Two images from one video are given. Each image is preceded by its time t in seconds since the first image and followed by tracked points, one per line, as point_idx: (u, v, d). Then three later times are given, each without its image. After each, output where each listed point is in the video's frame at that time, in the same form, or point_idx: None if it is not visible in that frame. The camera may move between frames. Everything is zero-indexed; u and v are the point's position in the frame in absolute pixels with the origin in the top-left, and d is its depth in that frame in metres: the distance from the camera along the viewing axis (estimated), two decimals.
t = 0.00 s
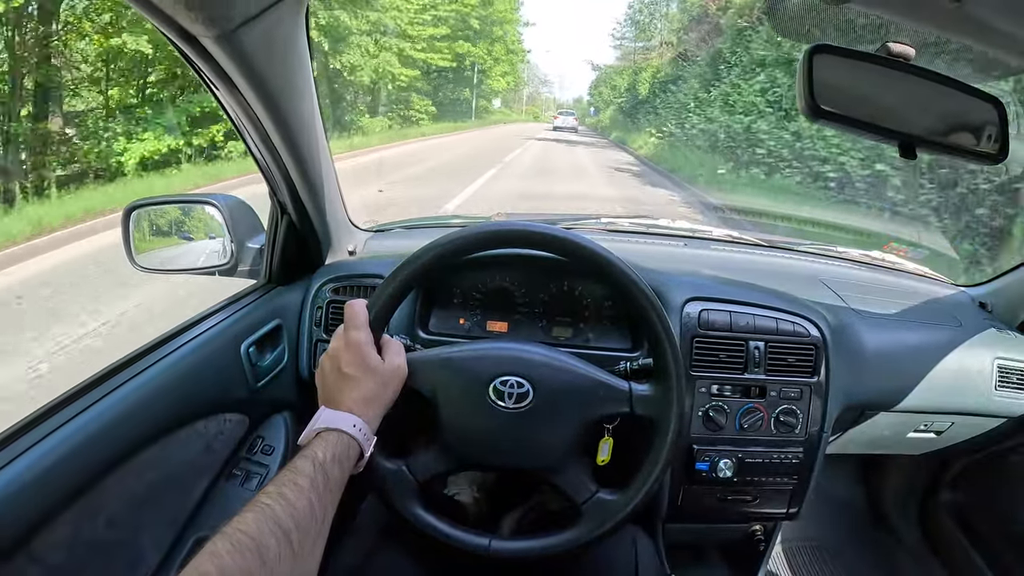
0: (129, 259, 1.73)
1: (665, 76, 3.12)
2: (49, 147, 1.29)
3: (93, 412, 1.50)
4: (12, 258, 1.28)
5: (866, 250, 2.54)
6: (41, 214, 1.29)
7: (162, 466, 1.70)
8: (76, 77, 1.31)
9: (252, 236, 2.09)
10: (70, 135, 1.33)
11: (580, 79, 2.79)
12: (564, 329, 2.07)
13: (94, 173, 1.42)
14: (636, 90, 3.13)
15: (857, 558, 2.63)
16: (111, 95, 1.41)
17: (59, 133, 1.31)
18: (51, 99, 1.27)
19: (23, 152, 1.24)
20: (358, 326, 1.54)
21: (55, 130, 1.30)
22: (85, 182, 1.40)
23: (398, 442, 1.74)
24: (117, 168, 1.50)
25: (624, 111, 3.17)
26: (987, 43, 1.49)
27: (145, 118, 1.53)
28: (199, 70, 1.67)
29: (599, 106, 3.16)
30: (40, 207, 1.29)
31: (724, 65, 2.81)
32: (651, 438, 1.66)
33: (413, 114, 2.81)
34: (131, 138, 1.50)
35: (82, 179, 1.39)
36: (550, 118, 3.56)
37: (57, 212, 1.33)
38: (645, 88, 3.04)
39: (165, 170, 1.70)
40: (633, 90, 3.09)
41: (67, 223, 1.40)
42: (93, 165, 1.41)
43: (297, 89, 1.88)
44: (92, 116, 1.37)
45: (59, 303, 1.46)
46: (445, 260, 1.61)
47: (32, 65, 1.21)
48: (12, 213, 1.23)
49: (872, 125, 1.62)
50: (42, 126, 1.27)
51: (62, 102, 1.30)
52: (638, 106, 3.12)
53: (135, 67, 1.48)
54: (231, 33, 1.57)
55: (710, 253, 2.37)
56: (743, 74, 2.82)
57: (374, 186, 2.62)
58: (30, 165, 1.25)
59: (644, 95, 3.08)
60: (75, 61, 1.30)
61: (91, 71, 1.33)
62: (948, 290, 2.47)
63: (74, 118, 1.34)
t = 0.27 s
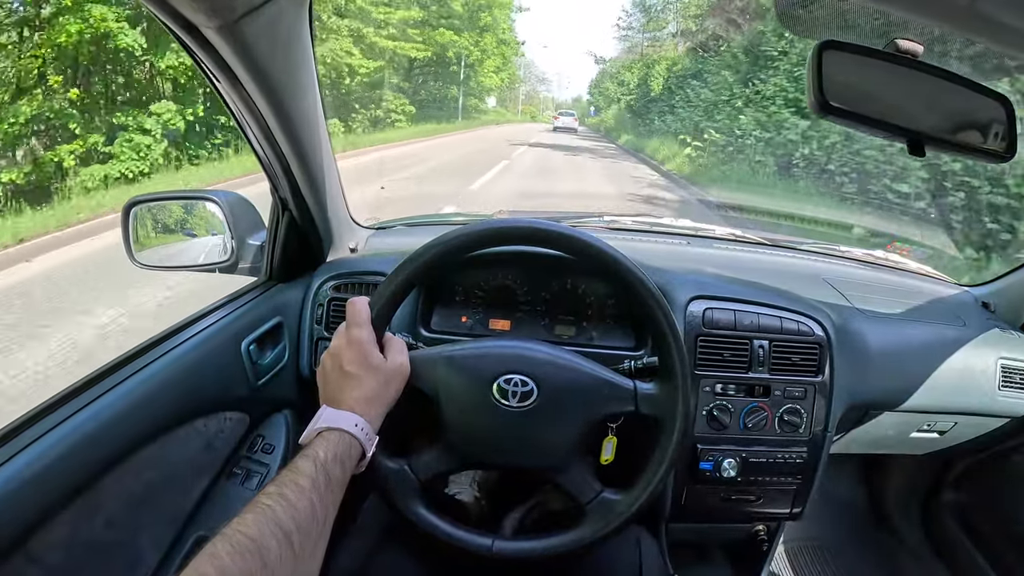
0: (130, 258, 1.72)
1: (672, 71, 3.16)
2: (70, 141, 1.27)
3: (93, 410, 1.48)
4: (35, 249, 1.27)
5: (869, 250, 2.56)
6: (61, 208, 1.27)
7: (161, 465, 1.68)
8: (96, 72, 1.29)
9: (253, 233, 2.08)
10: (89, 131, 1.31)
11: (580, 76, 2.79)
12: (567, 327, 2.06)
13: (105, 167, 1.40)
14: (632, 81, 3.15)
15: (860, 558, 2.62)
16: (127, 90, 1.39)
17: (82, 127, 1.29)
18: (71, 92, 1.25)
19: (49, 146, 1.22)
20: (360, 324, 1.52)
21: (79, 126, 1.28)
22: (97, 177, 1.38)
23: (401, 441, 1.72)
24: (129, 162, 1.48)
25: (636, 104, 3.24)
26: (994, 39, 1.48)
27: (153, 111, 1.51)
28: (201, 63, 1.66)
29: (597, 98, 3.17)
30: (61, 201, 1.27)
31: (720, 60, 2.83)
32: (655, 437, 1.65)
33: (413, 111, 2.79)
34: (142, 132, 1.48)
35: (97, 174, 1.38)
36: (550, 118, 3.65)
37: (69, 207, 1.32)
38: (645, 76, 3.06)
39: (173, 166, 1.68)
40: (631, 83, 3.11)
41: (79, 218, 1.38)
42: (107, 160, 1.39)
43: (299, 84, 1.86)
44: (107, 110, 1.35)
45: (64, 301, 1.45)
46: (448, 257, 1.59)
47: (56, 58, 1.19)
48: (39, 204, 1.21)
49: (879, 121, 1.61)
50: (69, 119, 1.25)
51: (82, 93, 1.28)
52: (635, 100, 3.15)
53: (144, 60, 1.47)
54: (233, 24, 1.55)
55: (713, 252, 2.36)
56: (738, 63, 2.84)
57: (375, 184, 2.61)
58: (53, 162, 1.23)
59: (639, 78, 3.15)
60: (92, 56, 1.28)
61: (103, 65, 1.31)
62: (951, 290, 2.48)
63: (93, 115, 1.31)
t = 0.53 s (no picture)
0: (130, 259, 1.72)
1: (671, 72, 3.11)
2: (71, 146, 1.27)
3: (91, 410, 1.49)
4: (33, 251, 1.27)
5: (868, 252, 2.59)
6: (61, 210, 1.28)
7: (160, 465, 1.69)
8: (96, 74, 1.31)
9: (252, 234, 2.08)
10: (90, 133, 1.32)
11: (579, 76, 2.77)
12: (565, 328, 2.06)
13: (107, 169, 1.41)
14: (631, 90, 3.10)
15: (859, 559, 2.62)
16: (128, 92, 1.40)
17: (80, 130, 1.30)
18: (73, 96, 1.26)
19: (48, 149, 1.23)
20: (357, 325, 1.52)
21: (79, 130, 1.29)
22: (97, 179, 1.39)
23: (398, 442, 1.72)
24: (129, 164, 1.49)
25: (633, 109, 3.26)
26: (992, 42, 1.48)
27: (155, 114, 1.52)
28: (199, 67, 1.66)
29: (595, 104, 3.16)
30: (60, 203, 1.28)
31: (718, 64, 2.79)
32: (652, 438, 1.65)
33: (413, 113, 2.80)
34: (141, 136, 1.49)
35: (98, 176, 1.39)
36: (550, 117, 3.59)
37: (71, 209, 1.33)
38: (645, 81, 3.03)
39: (171, 168, 1.69)
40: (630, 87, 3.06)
41: (81, 218, 1.40)
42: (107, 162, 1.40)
43: (296, 86, 1.87)
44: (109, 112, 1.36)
45: (65, 302, 1.45)
46: (445, 259, 1.60)
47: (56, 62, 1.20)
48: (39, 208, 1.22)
49: (875, 123, 1.62)
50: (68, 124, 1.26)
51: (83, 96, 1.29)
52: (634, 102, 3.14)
53: (146, 64, 1.48)
54: (229, 27, 1.56)
55: (712, 253, 2.36)
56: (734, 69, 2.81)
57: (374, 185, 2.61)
58: (54, 164, 1.24)
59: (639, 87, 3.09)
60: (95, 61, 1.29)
61: (103, 68, 1.32)
62: (949, 291, 2.49)
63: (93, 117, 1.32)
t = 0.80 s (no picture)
0: (129, 258, 1.71)
1: (673, 65, 3.12)
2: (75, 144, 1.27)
3: (89, 410, 1.48)
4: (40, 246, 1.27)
5: (871, 250, 2.55)
6: (66, 206, 1.28)
7: (159, 465, 1.68)
8: (102, 71, 1.30)
9: (252, 233, 2.07)
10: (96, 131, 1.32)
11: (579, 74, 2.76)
12: (566, 327, 2.05)
13: (108, 168, 1.41)
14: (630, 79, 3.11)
15: (861, 560, 2.61)
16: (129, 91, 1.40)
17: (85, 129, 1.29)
18: (79, 94, 1.26)
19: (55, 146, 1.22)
20: (357, 324, 1.52)
21: (85, 128, 1.29)
22: (100, 176, 1.39)
23: (398, 441, 1.71)
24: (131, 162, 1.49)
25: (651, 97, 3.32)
26: (996, 38, 1.47)
27: (156, 112, 1.52)
28: (198, 64, 1.65)
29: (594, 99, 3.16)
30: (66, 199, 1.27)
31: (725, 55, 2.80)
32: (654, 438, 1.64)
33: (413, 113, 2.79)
34: (142, 134, 1.48)
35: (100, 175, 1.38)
36: (549, 118, 3.54)
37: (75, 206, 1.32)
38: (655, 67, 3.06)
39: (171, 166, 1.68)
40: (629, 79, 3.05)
41: (86, 216, 1.39)
42: (109, 161, 1.40)
43: (296, 84, 1.86)
44: (111, 111, 1.36)
45: (69, 299, 1.45)
46: (446, 257, 1.59)
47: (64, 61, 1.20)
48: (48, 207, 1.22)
49: (877, 120, 1.62)
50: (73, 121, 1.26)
51: (88, 93, 1.28)
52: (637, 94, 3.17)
53: (148, 62, 1.47)
54: (228, 24, 1.55)
55: (714, 252, 2.35)
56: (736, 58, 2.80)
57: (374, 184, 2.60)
58: (59, 160, 1.24)
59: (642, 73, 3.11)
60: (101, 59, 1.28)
61: (108, 65, 1.32)
62: (951, 291, 2.46)
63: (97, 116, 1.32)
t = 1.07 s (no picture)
0: (128, 260, 1.72)
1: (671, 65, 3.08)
2: (47, 153, 1.27)
3: (90, 414, 1.49)
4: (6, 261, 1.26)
5: (869, 248, 2.57)
6: (38, 217, 1.27)
7: (161, 468, 1.69)
8: (76, 77, 1.29)
9: (252, 235, 2.08)
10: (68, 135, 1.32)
11: (578, 73, 2.76)
12: (566, 327, 2.06)
13: (88, 175, 1.40)
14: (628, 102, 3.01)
15: (862, 558, 2.61)
16: (104, 92, 1.39)
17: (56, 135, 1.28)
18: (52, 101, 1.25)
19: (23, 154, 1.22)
20: (358, 326, 1.52)
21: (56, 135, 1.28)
22: (79, 184, 1.38)
23: (400, 442, 1.72)
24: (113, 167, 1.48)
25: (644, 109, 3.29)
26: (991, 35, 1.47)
27: (138, 117, 1.51)
28: (191, 65, 1.66)
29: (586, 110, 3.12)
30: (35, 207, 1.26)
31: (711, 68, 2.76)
32: (654, 437, 1.65)
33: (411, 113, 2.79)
34: (123, 138, 1.48)
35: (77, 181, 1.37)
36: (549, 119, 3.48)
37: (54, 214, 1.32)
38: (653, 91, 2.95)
39: (163, 170, 1.69)
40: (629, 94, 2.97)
41: (67, 226, 1.39)
42: (88, 168, 1.39)
43: (294, 87, 1.86)
44: (88, 115, 1.35)
45: (52, 304, 1.45)
46: (445, 258, 1.59)
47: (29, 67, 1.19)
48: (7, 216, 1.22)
49: (874, 118, 1.60)
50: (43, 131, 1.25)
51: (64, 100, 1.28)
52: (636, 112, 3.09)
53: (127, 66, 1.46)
54: (225, 31, 1.56)
55: (713, 251, 2.36)
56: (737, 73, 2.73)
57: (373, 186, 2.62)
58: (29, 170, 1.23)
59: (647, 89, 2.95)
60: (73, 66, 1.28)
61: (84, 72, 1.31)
62: (951, 288, 2.47)
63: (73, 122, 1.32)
